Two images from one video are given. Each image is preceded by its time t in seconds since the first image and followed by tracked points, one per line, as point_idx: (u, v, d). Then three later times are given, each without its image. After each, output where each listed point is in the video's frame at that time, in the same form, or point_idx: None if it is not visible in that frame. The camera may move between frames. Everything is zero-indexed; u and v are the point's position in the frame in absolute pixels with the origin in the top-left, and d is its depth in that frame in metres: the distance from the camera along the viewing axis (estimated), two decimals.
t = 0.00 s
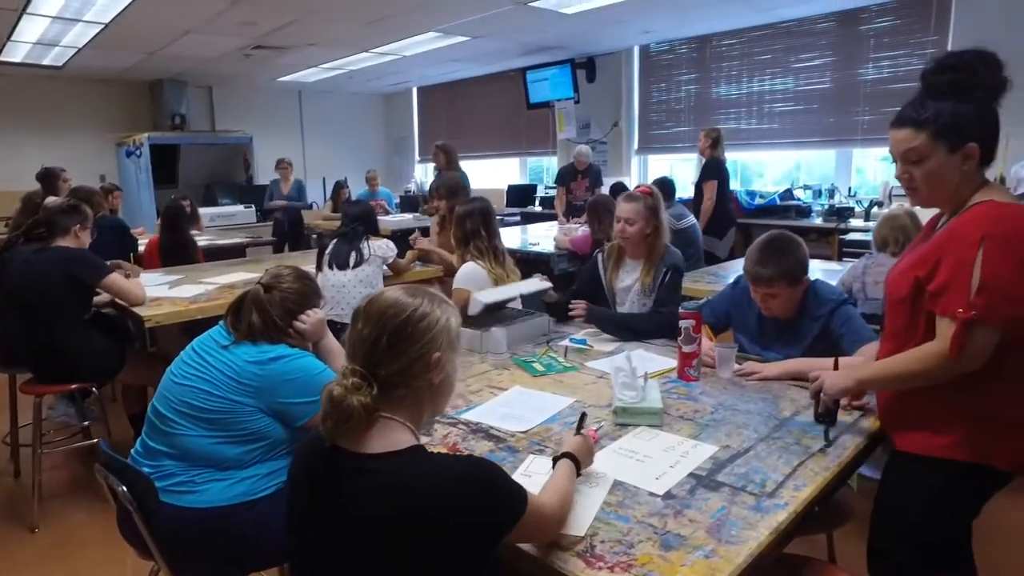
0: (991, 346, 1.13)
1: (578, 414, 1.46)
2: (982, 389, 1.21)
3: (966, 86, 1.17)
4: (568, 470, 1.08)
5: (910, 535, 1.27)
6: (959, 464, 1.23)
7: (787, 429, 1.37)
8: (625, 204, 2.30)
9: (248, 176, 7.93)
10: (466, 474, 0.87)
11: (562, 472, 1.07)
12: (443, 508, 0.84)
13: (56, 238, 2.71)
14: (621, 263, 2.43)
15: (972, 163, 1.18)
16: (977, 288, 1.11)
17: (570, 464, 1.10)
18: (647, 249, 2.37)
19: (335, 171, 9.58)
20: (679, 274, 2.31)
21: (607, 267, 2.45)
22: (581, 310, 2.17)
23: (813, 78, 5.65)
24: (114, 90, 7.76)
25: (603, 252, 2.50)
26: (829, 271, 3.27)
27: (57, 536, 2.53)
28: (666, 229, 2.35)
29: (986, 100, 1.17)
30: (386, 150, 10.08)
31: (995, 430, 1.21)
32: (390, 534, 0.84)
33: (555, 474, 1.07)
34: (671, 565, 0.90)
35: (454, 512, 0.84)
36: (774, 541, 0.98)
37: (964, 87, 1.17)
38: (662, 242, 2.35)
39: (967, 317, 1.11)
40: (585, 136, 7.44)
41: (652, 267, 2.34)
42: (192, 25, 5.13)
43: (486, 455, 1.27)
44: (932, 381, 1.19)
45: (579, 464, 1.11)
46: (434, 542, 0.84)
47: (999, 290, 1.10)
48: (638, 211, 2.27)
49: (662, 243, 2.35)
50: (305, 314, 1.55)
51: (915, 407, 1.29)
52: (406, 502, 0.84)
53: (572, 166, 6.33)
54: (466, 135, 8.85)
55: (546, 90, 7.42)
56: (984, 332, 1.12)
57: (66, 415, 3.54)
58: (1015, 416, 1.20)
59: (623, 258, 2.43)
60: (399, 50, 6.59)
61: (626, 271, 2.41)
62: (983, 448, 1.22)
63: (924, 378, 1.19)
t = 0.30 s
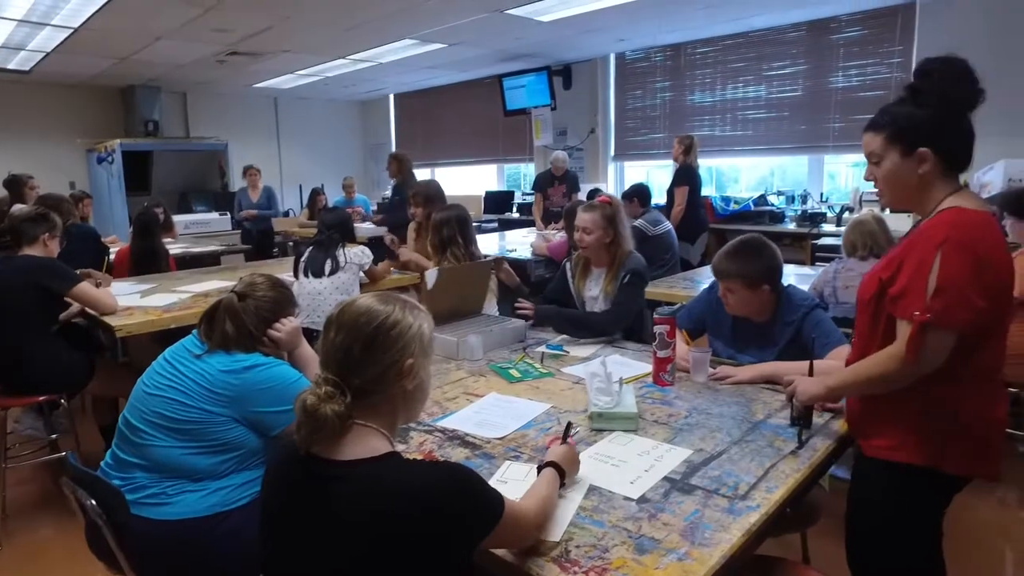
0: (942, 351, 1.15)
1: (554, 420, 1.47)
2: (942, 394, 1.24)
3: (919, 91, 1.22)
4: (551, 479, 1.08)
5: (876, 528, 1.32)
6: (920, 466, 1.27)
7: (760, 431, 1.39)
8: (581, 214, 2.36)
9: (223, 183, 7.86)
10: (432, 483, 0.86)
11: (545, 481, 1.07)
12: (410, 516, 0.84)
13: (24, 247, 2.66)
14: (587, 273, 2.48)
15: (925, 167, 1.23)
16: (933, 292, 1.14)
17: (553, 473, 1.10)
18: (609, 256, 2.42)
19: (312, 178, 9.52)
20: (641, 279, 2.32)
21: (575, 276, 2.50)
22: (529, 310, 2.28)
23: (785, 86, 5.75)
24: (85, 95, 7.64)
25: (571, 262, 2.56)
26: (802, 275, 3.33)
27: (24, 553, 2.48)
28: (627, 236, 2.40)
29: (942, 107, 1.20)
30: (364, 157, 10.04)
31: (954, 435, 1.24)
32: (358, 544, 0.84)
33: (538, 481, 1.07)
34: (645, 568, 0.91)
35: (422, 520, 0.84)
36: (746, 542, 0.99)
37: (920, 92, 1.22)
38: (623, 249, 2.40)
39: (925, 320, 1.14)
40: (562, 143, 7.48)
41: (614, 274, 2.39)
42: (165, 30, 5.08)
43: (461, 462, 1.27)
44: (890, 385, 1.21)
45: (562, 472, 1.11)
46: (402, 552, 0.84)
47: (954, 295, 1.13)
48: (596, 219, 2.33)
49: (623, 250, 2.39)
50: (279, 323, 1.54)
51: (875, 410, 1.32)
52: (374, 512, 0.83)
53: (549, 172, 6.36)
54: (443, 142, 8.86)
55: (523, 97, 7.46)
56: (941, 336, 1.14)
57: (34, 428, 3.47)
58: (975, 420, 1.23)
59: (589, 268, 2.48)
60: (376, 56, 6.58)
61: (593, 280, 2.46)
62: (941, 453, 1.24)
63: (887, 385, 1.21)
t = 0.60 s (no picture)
0: (875, 353, 1.18)
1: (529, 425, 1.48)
2: (895, 395, 1.26)
3: (863, 104, 1.26)
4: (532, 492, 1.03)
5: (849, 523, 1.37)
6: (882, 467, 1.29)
7: (732, 434, 1.41)
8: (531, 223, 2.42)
9: (196, 190, 7.78)
10: (404, 492, 0.85)
11: (525, 495, 1.02)
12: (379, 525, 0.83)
13: None
14: (546, 282, 2.51)
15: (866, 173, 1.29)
16: (860, 296, 1.18)
17: (534, 484, 1.04)
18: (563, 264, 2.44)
19: (287, 185, 9.44)
20: (593, 285, 2.33)
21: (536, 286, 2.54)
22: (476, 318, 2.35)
23: (757, 93, 5.84)
24: (52, 100, 7.51)
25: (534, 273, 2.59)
26: (774, 279, 3.39)
27: None
28: (580, 243, 2.42)
29: (882, 118, 1.23)
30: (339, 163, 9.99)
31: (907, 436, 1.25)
32: (326, 554, 0.83)
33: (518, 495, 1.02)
34: (618, 570, 0.92)
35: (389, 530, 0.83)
36: (718, 543, 1.01)
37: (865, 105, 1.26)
38: (575, 257, 2.41)
39: (851, 324, 1.18)
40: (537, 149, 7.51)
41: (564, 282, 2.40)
42: (135, 35, 5.01)
43: (437, 468, 1.27)
44: (840, 391, 1.24)
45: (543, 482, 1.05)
46: (370, 563, 0.83)
47: (881, 300, 1.16)
48: (544, 228, 2.38)
49: (574, 257, 2.41)
50: (251, 331, 1.53)
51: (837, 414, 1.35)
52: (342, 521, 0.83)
53: (525, 179, 6.38)
54: (419, 148, 8.84)
55: (499, 103, 7.48)
56: (869, 340, 1.17)
57: None
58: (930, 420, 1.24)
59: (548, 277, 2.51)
60: (351, 63, 6.56)
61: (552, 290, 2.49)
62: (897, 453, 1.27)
63: (832, 390, 1.24)
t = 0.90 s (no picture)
0: (805, 348, 1.25)
1: (507, 429, 1.48)
2: (846, 397, 1.29)
3: (844, 105, 1.27)
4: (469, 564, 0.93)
5: (825, 522, 1.40)
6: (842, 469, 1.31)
7: (709, 436, 1.43)
8: (498, 229, 2.48)
9: (172, 195, 7.69)
10: (369, 509, 0.86)
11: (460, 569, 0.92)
12: (337, 541, 0.83)
13: None
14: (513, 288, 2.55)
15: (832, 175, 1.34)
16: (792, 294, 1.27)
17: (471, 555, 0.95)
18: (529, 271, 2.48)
19: (265, 190, 9.36)
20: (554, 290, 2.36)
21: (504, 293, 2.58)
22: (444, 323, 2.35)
23: (733, 98, 5.91)
24: (24, 104, 7.38)
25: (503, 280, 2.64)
26: (751, 282, 3.42)
27: None
28: (547, 248, 2.46)
29: (848, 125, 1.27)
30: (318, 168, 9.94)
31: (855, 436, 1.28)
32: (292, 564, 0.83)
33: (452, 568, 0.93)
34: (596, 572, 0.93)
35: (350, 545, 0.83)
36: (694, 545, 1.01)
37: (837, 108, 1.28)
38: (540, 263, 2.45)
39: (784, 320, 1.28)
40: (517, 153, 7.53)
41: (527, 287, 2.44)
42: (109, 37, 4.95)
43: (414, 473, 1.27)
44: (786, 387, 1.31)
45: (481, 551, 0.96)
46: None
47: (806, 297, 1.24)
48: (511, 233, 2.44)
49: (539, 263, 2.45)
50: (227, 338, 1.51)
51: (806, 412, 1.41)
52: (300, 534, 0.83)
53: (505, 183, 6.39)
54: (398, 153, 8.82)
55: (478, 108, 7.49)
56: (797, 334, 1.25)
57: None
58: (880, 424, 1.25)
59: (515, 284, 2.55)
60: (330, 67, 6.53)
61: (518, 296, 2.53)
62: (850, 454, 1.30)
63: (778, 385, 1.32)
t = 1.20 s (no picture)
0: (792, 349, 1.27)
1: (488, 432, 1.48)
2: (832, 395, 1.32)
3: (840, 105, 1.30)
4: None
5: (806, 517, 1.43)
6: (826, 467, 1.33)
7: (688, 437, 1.44)
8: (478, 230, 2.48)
9: (148, 198, 7.58)
10: (335, 519, 0.87)
11: None
12: (302, 552, 0.83)
13: None
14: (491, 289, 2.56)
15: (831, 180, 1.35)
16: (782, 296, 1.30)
17: None
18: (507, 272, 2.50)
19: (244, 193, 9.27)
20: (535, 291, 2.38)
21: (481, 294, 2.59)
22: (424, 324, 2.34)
23: (712, 102, 5.96)
24: None
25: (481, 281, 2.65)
26: (731, 284, 3.44)
27: None
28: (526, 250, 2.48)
29: (849, 125, 1.29)
30: (298, 171, 9.87)
31: (838, 434, 1.31)
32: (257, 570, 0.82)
33: None
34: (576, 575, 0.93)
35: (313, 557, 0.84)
36: (673, 546, 1.02)
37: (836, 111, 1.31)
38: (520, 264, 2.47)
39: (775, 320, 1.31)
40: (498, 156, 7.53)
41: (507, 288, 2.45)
42: (82, 38, 4.88)
43: (394, 478, 1.27)
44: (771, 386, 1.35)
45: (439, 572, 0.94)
46: None
47: (794, 299, 1.27)
48: (491, 234, 2.45)
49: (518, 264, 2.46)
50: (204, 342, 1.47)
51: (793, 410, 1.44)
52: (265, 543, 0.83)
53: (485, 186, 6.39)
54: (379, 156, 8.78)
55: (459, 111, 7.49)
56: (787, 336, 1.28)
57: None
58: (867, 423, 1.27)
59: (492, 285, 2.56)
60: (309, 69, 6.49)
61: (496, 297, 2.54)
62: (831, 451, 1.33)
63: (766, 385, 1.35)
